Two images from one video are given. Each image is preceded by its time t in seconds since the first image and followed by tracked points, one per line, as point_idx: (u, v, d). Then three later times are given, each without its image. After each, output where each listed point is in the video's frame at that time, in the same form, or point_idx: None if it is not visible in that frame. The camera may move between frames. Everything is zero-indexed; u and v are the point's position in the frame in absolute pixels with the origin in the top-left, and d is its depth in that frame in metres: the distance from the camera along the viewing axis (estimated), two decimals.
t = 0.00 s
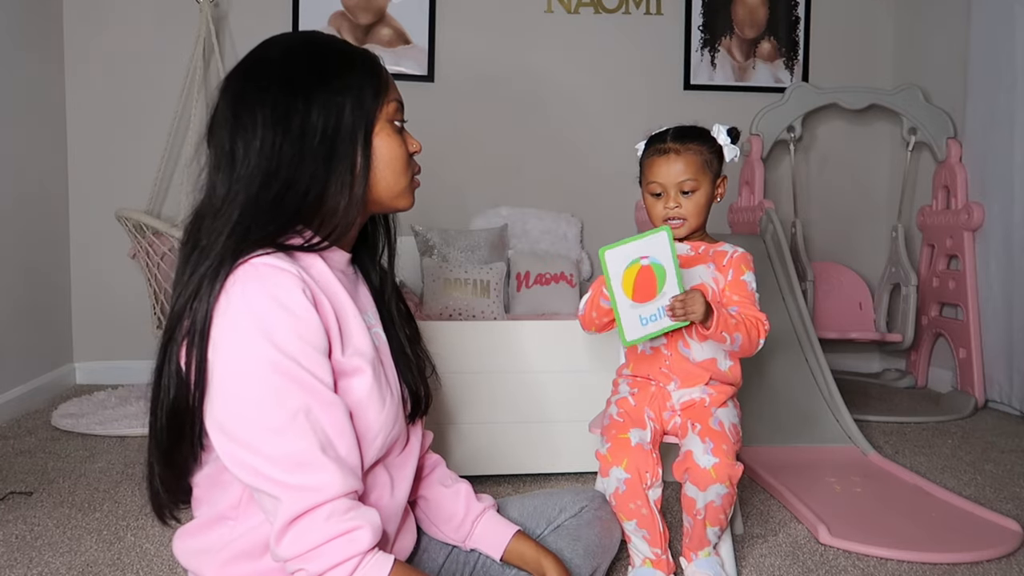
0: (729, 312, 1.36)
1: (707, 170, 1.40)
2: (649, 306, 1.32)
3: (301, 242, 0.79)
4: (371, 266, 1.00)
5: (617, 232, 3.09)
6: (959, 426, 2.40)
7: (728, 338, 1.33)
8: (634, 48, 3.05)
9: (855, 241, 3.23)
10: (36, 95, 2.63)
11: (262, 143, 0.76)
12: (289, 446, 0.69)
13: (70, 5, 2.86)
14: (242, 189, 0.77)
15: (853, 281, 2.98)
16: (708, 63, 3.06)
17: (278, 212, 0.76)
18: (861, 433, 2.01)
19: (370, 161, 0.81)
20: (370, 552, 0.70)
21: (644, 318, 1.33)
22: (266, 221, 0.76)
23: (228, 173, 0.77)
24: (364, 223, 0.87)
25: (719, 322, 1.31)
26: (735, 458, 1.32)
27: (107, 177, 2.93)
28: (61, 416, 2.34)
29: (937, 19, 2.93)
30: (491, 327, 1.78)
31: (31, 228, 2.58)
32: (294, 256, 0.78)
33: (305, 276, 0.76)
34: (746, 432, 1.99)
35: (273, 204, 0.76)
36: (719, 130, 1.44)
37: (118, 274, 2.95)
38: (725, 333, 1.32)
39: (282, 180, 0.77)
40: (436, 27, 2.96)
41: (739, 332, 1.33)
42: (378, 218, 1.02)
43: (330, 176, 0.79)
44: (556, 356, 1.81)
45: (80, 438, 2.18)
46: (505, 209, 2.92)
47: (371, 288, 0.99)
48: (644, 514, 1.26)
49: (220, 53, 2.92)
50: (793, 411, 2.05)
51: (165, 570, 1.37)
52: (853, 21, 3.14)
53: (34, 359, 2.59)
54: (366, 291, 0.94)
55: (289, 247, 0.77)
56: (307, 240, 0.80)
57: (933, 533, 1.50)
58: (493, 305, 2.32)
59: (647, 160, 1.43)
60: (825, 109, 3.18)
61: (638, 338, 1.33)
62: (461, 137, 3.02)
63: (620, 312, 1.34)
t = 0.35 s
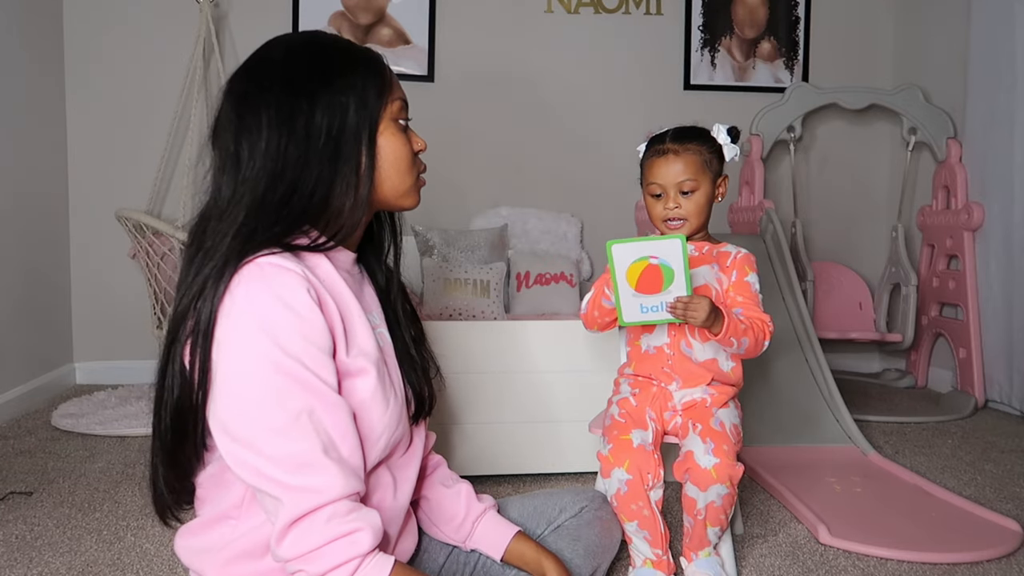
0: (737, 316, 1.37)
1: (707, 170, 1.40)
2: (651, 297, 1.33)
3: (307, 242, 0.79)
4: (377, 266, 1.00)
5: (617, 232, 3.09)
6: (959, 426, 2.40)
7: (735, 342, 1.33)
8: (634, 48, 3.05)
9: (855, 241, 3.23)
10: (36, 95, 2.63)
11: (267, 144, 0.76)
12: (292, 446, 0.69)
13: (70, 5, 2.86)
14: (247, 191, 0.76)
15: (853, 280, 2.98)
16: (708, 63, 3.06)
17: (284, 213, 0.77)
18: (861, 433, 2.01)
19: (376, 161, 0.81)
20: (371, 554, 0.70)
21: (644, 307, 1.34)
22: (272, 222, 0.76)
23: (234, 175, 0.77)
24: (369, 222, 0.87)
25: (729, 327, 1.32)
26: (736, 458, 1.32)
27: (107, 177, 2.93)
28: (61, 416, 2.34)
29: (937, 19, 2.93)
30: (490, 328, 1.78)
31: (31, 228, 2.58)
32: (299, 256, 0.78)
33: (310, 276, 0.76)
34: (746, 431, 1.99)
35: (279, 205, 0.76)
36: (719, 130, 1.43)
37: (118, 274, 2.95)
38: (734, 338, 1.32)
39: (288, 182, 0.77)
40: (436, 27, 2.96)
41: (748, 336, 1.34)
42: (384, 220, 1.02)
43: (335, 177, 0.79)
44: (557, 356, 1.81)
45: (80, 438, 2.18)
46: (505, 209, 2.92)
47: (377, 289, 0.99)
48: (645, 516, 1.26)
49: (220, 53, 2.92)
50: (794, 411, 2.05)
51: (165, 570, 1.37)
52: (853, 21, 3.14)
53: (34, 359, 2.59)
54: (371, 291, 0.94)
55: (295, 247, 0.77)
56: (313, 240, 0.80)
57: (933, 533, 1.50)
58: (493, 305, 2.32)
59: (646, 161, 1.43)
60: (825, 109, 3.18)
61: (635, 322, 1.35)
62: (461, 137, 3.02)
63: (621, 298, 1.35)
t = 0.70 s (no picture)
0: (741, 314, 1.37)
1: (706, 168, 1.40)
2: (661, 292, 1.33)
3: (312, 242, 0.79)
4: (380, 265, 1.00)
5: (617, 232, 3.09)
6: (959, 426, 2.40)
7: (741, 340, 1.34)
8: (634, 48, 3.05)
9: (855, 241, 3.23)
10: (36, 96, 2.63)
11: (271, 144, 0.76)
12: (295, 446, 0.69)
13: (70, 5, 2.86)
14: (252, 192, 0.76)
15: (853, 280, 2.98)
16: (708, 63, 3.06)
17: (289, 213, 0.77)
18: (861, 433, 2.01)
19: (380, 160, 0.82)
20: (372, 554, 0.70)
21: (652, 302, 1.33)
22: (277, 223, 0.76)
23: (239, 176, 0.77)
24: (374, 222, 0.87)
25: (735, 325, 1.32)
26: (738, 459, 1.31)
27: (107, 178, 2.93)
28: (61, 416, 2.34)
29: (937, 19, 2.93)
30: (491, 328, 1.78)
31: (31, 229, 2.58)
32: (305, 255, 0.78)
33: (314, 275, 0.76)
34: (746, 432, 1.99)
35: (283, 205, 0.76)
36: (717, 129, 1.44)
37: (118, 274, 2.95)
38: (740, 336, 1.33)
39: (293, 182, 0.77)
40: (436, 27, 2.96)
41: (753, 334, 1.35)
42: (388, 221, 1.02)
43: (340, 176, 0.79)
44: (558, 356, 1.81)
45: (80, 439, 2.18)
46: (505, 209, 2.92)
47: (381, 289, 0.99)
48: (645, 515, 1.26)
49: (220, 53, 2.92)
50: (794, 411, 2.05)
51: (165, 570, 1.37)
52: (853, 21, 3.14)
53: (34, 359, 2.59)
54: (375, 290, 0.95)
55: (300, 247, 0.77)
56: (318, 239, 0.80)
57: (931, 533, 1.50)
58: (493, 305, 2.32)
59: (646, 161, 1.43)
60: (825, 109, 3.18)
61: (641, 316, 1.35)
62: (461, 137, 3.01)
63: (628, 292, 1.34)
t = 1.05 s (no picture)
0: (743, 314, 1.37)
1: (708, 168, 1.40)
2: (661, 287, 1.34)
3: (312, 242, 0.79)
4: (381, 267, 1.00)
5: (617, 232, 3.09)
6: (959, 426, 2.40)
7: (743, 340, 1.34)
8: (633, 48, 3.05)
9: (854, 241, 3.23)
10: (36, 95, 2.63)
11: (274, 145, 0.76)
12: (294, 446, 0.69)
13: (70, 5, 2.86)
14: (255, 192, 0.77)
15: (853, 280, 2.98)
16: (708, 63, 3.06)
17: (291, 213, 0.77)
18: (861, 433, 2.01)
19: (383, 160, 0.82)
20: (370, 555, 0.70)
21: (653, 295, 1.35)
22: (278, 223, 0.76)
23: (241, 176, 0.77)
24: (375, 222, 0.87)
25: (738, 325, 1.32)
26: (740, 460, 1.31)
27: (107, 178, 2.93)
28: (61, 415, 2.34)
29: (937, 19, 2.93)
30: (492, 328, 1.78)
31: (31, 229, 2.58)
32: (305, 255, 0.78)
33: (314, 275, 0.76)
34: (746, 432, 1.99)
35: (286, 205, 0.77)
36: (718, 129, 1.44)
37: (118, 274, 2.95)
38: (742, 336, 1.33)
39: (296, 182, 0.77)
40: (436, 27, 2.96)
41: (754, 335, 1.35)
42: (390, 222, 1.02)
43: (343, 177, 0.79)
44: (558, 356, 1.81)
45: (80, 438, 2.18)
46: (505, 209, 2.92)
47: (382, 289, 0.99)
48: (643, 515, 1.26)
49: (220, 53, 2.93)
50: (794, 411, 2.05)
51: (165, 570, 1.37)
52: (853, 21, 3.14)
53: (34, 359, 2.59)
54: (375, 292, 0.95)
55: (301, 247, 0.77)
56: (319, 239, 0.80)
57: (931, 533, 1.50)
58: (493, 305, 2.32)
59: (647, 160, 1.43)
60: (825, 109, 3.18)
61: (642, 307, 1.37)
62: (460, 137, 3.01)
63: (630, 283, 1.36)
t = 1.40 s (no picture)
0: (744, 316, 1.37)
1: (707, 169, 1.40)
2: (663, 288, 1.34)
3: (314, 241, 0.79)
4: (382, 267, 1.00)
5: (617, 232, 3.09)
6: (959, 426, 2.40)
7: (744, 342, 1.34)
8: (633, 47, 3.05)
9: (854, 241, 3.23)
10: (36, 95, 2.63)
11: (277, 144, 0.76)
12: (299, 446, 0.69)
13: (71, 5, 2.86)
14: (259, 192, 0.76)
15: (853, 281, 2.98)
16: (708, 63, 3.06)
17: (294, 212, 0.77)
18: (861, 433, 2.01)
19: (386, 159, 0.82)
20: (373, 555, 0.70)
21: (654, 297, 1.35)
22: (281, 222, 0.76)
23: (244, 176, 0.77)
24: (377, 222, 0.87)
25: (739, 327, 1.32)
26: (741, 461, 1.31)
27: (107, 178, 2.93)
28: (61, 416, 2.34)
29: (937, 19, 2.93)
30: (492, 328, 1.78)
31: (31, 229, 2.58)
32: (309, 256, 0.78)
33: (317, 274, 0.76)
34: (746, 432, 1.99)
35: (289, 205, 0.76)
36: (718, 130, 1.44)
37: (118, 274, 2.95)
38: (743, 338, 1.33)
39: (299, 182, 0.77)
40: (436, 27, 2.96)
41: (755, 337, 1.35)
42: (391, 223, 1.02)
43: (345, 177, 0.79)
44: (559, 356, 1.81)
45: (80, 438, 2.18)
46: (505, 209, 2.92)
47: (382, 289, 0.99)
48: (643, 515, 1.26)
49: (220, 53, 2.93)
50: (794, 411, 2.05)
51: (165, 570, 1.37)
52: (853, 21, 3.14)
53: (34, 358, 2.59)
54: (376, 292, 0.95)
55: (304, 246, 0.77)
56: (321, 239, 0.80)
57: (931, 533, 1.50)
58: (493, 305, 2.32)
59: (646, 161, 1.43)
60: (825, 109, 3.18)
61: (644, 308, 1.37)
62: (460, 137, 3.01)
63: (632, 285, 1.36)
